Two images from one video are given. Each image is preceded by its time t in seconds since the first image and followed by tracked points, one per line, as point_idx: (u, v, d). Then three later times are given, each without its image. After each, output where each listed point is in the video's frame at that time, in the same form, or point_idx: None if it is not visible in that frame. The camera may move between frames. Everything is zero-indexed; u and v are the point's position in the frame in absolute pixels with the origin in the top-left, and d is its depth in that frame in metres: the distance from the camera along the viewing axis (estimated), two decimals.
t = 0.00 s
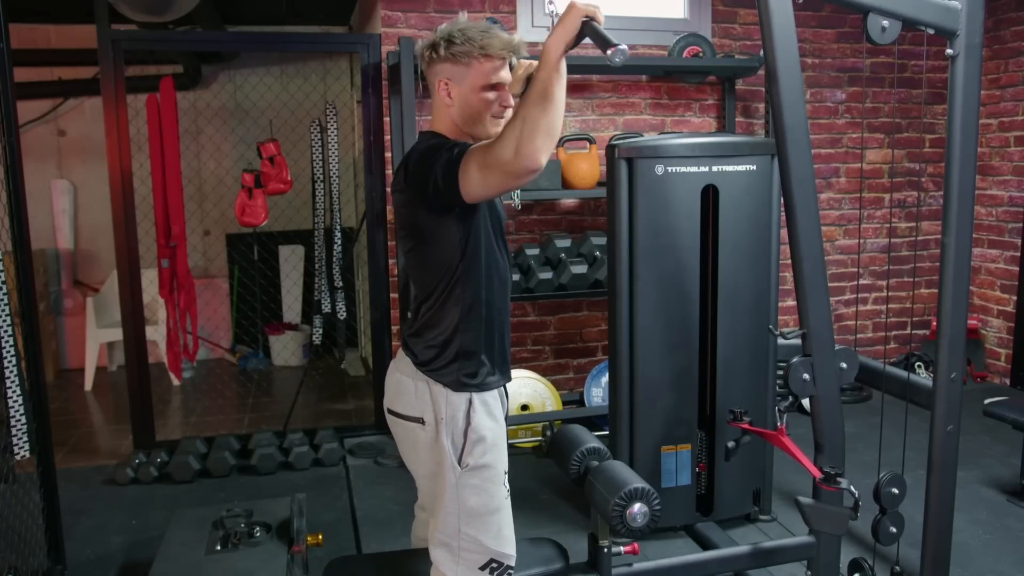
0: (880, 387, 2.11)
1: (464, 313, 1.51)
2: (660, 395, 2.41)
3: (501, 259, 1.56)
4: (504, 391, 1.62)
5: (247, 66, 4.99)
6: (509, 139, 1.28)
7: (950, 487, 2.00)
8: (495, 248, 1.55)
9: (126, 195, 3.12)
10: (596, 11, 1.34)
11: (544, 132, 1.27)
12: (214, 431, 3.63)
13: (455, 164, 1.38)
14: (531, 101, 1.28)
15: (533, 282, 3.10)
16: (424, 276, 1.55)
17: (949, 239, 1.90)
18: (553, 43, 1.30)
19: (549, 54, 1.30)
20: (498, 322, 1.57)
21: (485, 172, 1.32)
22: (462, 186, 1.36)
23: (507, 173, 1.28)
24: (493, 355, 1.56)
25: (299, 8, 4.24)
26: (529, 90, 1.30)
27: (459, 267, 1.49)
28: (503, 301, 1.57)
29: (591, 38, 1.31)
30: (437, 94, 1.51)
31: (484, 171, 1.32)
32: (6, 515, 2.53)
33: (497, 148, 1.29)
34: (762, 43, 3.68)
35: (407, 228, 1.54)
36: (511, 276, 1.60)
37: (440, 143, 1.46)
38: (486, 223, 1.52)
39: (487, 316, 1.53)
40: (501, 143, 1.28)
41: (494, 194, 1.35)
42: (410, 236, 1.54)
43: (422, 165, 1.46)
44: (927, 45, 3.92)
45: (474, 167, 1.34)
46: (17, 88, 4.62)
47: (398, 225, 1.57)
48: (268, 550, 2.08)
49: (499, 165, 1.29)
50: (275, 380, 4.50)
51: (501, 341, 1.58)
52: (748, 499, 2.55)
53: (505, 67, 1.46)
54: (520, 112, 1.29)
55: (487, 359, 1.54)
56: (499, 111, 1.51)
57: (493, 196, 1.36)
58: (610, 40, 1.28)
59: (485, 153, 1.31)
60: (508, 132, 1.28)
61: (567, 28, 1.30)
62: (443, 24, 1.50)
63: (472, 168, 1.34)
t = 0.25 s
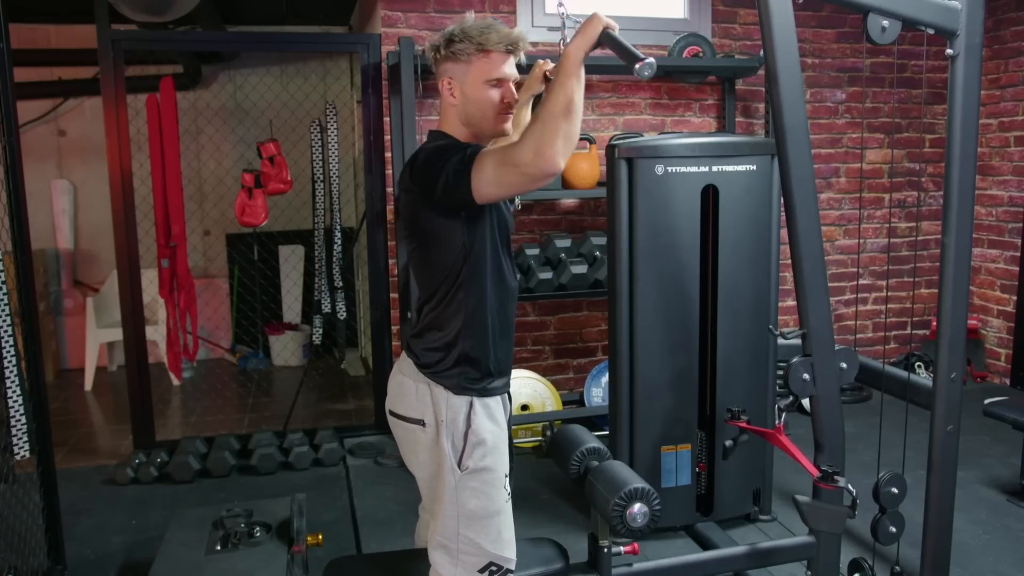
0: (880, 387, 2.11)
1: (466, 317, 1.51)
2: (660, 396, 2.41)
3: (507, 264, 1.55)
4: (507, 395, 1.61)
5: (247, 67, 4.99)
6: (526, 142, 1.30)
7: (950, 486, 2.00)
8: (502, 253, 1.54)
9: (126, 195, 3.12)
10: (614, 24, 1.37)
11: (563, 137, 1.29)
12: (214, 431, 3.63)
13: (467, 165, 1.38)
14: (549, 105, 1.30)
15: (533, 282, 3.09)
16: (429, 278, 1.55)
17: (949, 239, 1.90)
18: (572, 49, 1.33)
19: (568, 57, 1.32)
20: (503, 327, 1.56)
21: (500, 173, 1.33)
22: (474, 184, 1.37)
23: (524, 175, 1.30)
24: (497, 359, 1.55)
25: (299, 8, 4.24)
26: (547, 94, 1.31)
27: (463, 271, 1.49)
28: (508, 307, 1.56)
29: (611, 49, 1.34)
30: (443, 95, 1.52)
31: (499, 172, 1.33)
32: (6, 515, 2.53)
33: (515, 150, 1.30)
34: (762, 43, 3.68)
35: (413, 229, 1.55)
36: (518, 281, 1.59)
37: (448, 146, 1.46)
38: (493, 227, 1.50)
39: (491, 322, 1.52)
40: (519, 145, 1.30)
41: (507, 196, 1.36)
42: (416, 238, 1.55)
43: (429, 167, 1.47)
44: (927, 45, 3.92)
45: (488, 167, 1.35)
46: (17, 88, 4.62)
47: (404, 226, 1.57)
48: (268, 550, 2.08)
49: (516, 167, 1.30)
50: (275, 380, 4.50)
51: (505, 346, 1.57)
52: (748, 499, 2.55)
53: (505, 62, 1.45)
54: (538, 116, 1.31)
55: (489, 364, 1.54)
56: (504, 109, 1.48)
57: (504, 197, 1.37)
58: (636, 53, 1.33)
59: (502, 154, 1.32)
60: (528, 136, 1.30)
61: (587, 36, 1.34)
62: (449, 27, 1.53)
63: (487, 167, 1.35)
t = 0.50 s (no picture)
0: (880, 387, 2.11)
1: (465, 322, 1.50)
2: (660, 395, 2.41)
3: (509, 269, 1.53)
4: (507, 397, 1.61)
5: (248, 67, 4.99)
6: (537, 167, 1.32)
7: (950, 486, 2.00)
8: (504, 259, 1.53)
9: (126, 195, 3.12)
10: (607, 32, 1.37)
11: (574, 161, 1.32)
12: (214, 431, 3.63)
13: (474, 179, 1.39)
14: (559, 129, 1.31)
15: (533, 282, 3.09)
16: (430, 280, 1.55)
17: (949, 239, 1.90)
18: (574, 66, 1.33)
19: (567, 77, 1.32)
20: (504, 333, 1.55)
21: (513, 196, 1.34)
22: (483, 201, 1.37)
23: (538, 202, 1.32)
24: (496, 364, 1.55)
25: (299, 8, 4.24)
26: (554, 115, 1.32)
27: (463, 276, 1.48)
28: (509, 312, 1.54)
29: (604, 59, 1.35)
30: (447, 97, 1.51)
31: (511, 195, 1.34)
32: (6, 515, 2.53)
33: (528, 176, 1.31)
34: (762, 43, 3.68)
35: (415, 231, 1.55)
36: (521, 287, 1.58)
37: (455, 151, 1.47)
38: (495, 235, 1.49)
39: (491, 328, 1.51)
40: (531, 171, 1.31)
41: (517, 215, 1.38)
42: (418, 241, 1.55)
43: (434, 172, 1.47)
44: (927, 45, 3.92)
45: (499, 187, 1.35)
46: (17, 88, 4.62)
47: (408, 229, 1.57)
48: (269, 550, 2.08)
49: (530, 193, 1.32)
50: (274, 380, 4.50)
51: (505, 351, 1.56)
52: (748, 499, 2.55)
53: (507, 62, 1.45)
54: (548, 140, 1.32)
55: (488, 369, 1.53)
56: (505, 110, 1.47)
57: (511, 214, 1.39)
58: (639, 66, 1.34)
59: (514, 178, 1.33)
60: (541, 161, 1.31)
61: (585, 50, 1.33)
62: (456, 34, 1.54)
63: (498, 187, 1.35)
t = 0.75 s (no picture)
0: (880, 387, 2.11)
1: (465, 323, 1.50)
2: (660, 395, 2.41)
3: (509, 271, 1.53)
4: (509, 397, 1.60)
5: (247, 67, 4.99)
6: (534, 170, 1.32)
7: (950, 486, 2.00)
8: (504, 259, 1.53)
9: (126, 195, 3.12)
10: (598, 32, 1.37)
11: (570, 163, 1.31)
12: (214, 431, 3.63)
13: (471, 182, 1.38)
14: (552, 132, 1.31)
15: (533, 282, 3.09)
16: (430, 281, 1.55)
17: (949, 239, 1.90)
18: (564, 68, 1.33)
19: (561, 80, 1.32)
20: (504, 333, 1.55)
21: (510, 199, 1.33)
22: (480, 204, 1.37)
23: (536, 205, 1.32)
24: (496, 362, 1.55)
25: (299, 8, 4.24)
26: (547, 117, 1.32)
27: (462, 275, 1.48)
28: (510, 314, 1.54)
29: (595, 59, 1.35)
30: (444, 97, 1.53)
31: (508, 198, 1.33)
32: (6, 515, 2.53)
33: (523, 180, 1.31)
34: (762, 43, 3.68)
35: (415, 232, 1.55)
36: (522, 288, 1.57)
37: (452, 153, 1.47)
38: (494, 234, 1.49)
39: (492, 328, 1.51)
40: (526, 175, 1.31)
41: (514, 217, 1.37)
42: (417, 242, 1.55)
43: (430, 173, 1.47)
44: (927, 45, 3.92)
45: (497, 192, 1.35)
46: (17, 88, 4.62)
47: (407, 230, 1.57)
48: (269, 550, 2.08)
49: (527, 196, 1.31)
50: (274, 380, 4.50)
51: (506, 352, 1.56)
52: (748, 499, 2.55)
53: (495, 61, 1.44)
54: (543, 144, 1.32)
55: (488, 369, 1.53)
56: (496, 109, 1.47)
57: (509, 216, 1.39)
58: (626, 67, 1.33)
59: (511, 181, 1.32)
60: (537, 164, 1.30)
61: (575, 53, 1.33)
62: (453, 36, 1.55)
63: (494, 191, 1.35)
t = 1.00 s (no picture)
0: (880, 387, 2.11)
1: (463, 323, 1.50)
2: (660, 395, 2.41)
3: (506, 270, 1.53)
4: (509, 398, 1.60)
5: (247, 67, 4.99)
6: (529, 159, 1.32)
7: (950, 486, 2.00)
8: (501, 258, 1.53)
9: (126, 195, 3.12)
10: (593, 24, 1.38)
11: (564, 150, 1.31)
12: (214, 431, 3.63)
13: (464, 176, 1.38)
14: (545, 120, 1.32)
15: (533, 282, 3.09)
16: (427, 281, 1.55)
17: (949, 239, 1.90)
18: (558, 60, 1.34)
19: (554, 69, 1.34)
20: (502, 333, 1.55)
21: (503, 188, 1.33)
22: (475, 197, 1.36)
23: (530, 192, 1.31)
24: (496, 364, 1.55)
25: (299, 8, 4.24)
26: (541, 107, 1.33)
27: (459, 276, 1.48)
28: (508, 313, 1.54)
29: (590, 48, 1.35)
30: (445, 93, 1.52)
31: (501, 187, 1.33)
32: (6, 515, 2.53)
33: (516, 167, 1.31)
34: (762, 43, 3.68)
35: (411, 233, 1.55)
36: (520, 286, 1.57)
37: (445, 151, 1.47)
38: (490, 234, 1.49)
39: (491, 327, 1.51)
40: (520, 163, 1.31)
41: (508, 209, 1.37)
42: (415, 242, 1.55)
43: (423, 172, 1.47)
44: (927, 45, 3.92)
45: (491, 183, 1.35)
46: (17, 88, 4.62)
47: (404, 230, 1.57)
48: (269, 550, 2.08)
49: (520, 184, 1.31)
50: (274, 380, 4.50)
51: (505, 351, 1.56)
52: (748, 499, 2.55)
53: (501, 64, 1.43)
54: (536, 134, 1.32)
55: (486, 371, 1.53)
56: (497, 110, 1.46)
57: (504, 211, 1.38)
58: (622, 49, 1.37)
59: (504, 170, 1.32)
60: (530, 151, 1.30)
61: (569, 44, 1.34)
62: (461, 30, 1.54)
63: (488, 182, 1.35)
